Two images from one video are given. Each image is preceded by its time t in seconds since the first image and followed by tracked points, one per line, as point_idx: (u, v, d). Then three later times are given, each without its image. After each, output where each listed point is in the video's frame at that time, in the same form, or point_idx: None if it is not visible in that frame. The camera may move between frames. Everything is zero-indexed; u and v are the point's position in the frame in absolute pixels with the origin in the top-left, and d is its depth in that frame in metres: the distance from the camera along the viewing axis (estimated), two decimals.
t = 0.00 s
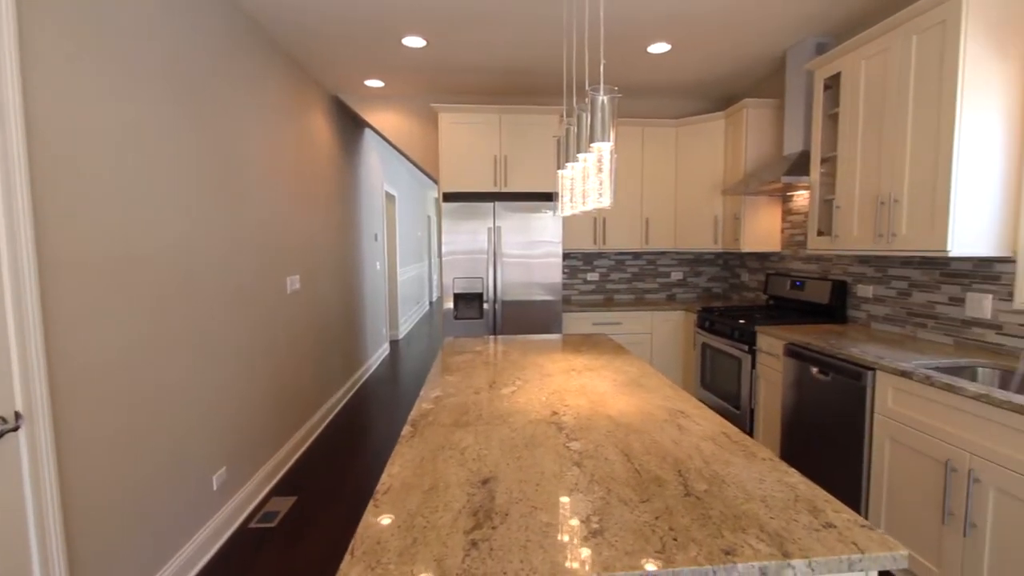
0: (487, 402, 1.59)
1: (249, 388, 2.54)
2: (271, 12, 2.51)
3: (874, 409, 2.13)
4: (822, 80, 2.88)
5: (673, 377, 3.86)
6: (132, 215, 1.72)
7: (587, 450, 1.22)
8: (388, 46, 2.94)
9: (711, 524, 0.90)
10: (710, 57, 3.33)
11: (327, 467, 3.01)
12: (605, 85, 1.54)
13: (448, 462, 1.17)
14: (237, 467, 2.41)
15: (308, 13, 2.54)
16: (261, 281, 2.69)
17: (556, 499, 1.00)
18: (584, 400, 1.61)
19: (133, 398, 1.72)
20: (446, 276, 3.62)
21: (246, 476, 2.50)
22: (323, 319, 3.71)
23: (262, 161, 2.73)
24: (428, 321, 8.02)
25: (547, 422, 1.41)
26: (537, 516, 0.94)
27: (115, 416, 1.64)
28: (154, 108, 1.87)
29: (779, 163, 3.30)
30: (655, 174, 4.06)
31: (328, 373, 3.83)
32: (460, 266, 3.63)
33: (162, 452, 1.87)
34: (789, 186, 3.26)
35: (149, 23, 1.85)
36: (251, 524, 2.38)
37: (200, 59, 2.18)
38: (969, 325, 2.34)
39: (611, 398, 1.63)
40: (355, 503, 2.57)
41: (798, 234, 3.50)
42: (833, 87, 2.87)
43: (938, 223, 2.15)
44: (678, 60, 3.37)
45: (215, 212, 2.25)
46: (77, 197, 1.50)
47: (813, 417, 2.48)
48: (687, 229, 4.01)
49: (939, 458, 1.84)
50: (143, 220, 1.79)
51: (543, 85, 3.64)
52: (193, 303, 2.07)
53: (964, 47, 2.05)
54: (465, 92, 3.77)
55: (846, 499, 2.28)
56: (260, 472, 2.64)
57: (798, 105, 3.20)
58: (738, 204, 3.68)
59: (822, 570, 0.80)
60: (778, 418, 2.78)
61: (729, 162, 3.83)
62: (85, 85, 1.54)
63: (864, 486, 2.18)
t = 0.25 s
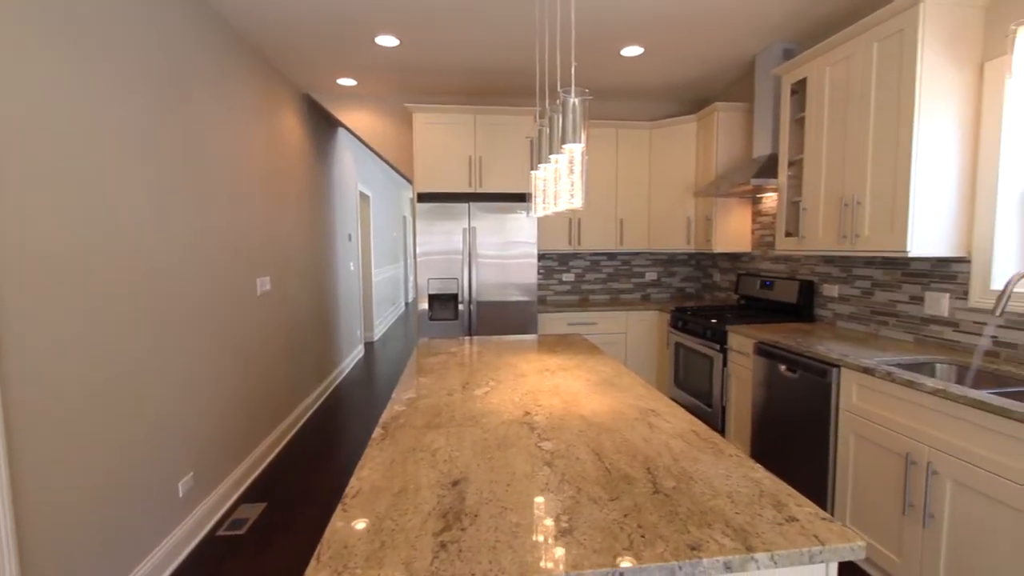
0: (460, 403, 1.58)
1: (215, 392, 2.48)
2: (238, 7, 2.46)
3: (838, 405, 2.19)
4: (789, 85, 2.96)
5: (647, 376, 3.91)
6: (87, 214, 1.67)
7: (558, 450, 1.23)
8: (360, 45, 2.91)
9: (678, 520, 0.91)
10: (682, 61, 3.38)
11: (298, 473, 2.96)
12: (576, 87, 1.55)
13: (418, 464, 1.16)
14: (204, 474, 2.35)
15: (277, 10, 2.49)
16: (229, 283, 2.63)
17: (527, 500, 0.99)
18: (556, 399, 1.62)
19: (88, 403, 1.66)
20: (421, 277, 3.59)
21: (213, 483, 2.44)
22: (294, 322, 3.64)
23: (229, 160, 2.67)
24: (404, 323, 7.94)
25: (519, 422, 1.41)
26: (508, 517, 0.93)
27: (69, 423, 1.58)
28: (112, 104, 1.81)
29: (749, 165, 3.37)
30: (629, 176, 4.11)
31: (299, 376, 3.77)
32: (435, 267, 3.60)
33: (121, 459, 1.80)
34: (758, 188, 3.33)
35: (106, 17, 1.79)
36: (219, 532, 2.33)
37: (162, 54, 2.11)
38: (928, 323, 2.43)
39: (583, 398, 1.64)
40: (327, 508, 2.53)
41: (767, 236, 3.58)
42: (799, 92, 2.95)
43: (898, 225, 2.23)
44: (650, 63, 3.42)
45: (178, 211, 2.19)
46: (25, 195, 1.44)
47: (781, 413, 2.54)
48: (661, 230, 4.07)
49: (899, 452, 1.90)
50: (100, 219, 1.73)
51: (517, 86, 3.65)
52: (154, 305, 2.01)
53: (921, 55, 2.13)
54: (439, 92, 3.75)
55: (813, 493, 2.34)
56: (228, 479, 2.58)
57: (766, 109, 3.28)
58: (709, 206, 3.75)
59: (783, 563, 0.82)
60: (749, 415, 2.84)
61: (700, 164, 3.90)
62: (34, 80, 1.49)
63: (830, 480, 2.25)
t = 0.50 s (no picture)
0: (433, 405, 1.57)
1: (181, 397, 2.41)
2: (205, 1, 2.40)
3: (805, 402, 2.25)
4: (757, 90, 3.03)
5: (622, 375, 3.95)
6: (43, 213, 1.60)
7: (531, 450, 1.23)
8: (333, 42, 2.87)
9: (647, 517, 0.93)
10: (654, 65, 3.43)
11: (269, 478, 2.90)
12: (548, 89, 1.57)
13: (389, 467, 1.15)
14: (169, 482, 2.28)
15: (246, 5, 2.44)
16: (195, 284, 2.56)
17: (498, 501, 0.99)
18: (530, 400, 1.62)
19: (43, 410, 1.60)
20: (396, 278, 3.56)
21: (179, 491, 2.37)
22: (264, 324, 3.56)
23: (196, 158, 2.60)
24: (379, 324, 7.86)
25: (492, 423, 1.41)
26: (479, 518, 0.93)
27: (22, 431, 1.52)
28: (71, 98, 1.75)
29: (720, 168, 3.43)
30: (604, 177, 4.15)
31: (270, 379, 3.69)
32: (410, 267, 3.57)
33: (76, 468, 1.73)
34: (729, 190, 3.40)
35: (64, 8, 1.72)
36: (185, 541, 2.26)
37: (123, 48, 2.04)
38: (889, 321, 2.51)
39: (557, 398, 1.64)
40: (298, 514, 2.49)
41: (738, 237, 3.66)
42: (767, 97, 3.02)
43: (860, 227, 2.31)
44: (624, 66, 3.46)
45: (142, 210, 2.13)
46: None
47: (751, 410, 2.60)
48: (635, 231, 4.11)
49: (862, 446, 1.97)
50: (57, 218, 1.66)
51: (492, 86, 3.65)
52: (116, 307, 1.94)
53: (881, 63, 2.20)
54: (414, 91, 3.72)
55: (781, 488, 2.40)
56: (195, 486, 2.51)
57: (736, 113, 3.35)
58: (682, 207, 3.80)
59: (748, 556, 0.84)
60: (720, 413, 2.90)
61: (673, 166, 3.95)
62: None
63: (798, 475, 2.30)
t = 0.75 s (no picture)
0: (407, 406, 1.56)
1: (147, 401, 2.34)
2: None
3: (775, 399, 2.30)
4: (730, 94, 3.08)
5: (599, 375, 3.98)
6: None
7: (505, 450, 1.23)
8: (306, 39, 2.83)
9: (618, 515, 0.93)
10: (630, 67, 3.47)
11: (240, 483, 2.83)
12: (523, 90, 1.56)
13: (361, 470, 1.13)
14: (133, 490, 2.21)
15: None
16: (162, 285, 2.49)
17: (471, 502, 0.99)
18: (505, 400, 1.62)
19: None
20: (372, 278, 3.52)
21: (144, 499, 2.30)
22: (235, 325, 3.48)
23: (163, 155, 2.52)
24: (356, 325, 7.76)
25: (467, 424, 1.41)
26: (451, 520, 0.92)
27: None
28: (30, 91, 1.68)
29: (694, 169, 3.48)
30: (581, 178, 4.17)
31: (242, 382, 3.61)
32: (386, 268, 3.53)
33: (33, 476, 1.67)
34: (703, 192, 3.46)
35: None
36: (150, 550, 2.20)
37: (84, 39, 1.98)
38: (855, 320, 2.59)
39: (532, 398, 1.65)
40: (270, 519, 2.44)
41: (711, 238, 3.72)
42: (740, 101, 3.07)
43: (828, 228, 2.37)
44: (600, 68, 3.49)
45: (106, 208, 2.06)
46: None
47: (724, 408, 2.65)
48: (612, 232, 4.15)
49: (829, 441, 2.02)
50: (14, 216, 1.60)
51: (469, 86, 3.64)
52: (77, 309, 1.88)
53: (847, 69, 2.27)
54: (390, 90, 3.69)
55: (753, 484, 2.45)
56: (161, 494, 2.44)
57: (710, 116, 3.41)
58: (658, 208, 3.84)
59: (717, 552, 0.85)
60: (695, 411, 2.94)
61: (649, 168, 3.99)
62: None
63: (769, 471, 2.35)
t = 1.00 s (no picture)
0: (382, 408, 1.54)
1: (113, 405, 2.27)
2: None
3: (749, 397, 2.34)
4: (706, 97, 3.13)
5: (578, 374, 4.00)
6: None
7: (480, 451, 1.23)
8: (281, 35, 2.78)
9: (592, 514, 0.94)
10: (608, 69, 3.50)
11: (211, 489, 2.77)
12: (500, 89, 1.55)
13: (334, 473, 1.11)
14: (98, 498, 2.15)
15: None
16: (130, 285, 2.42)
17: (446, 503, 0.98)
18: (482, 400, 1.62)
19: None
20: (349, 279, 3.47)
21: (110, 507, 2.24)
22: (207, 327, 3.40)
23: (131, 151, 2.46)
24: (333, 326, 7.65)
25: (443, 425, 1.40)
26: (424, 522, 0.92)
27: None
28: None
29: (671, 171, 3.53)
30: (560, 178, 4.19)
31: (214, 385, 3.53)
32: (364, 268, 3.49)
33: None
34: (680, 193, 3.50)
35: None
36: (116, 559, 2.14)
37: (45, 31, 1.91)
38: (826, 319, 2.65)
39: (509, 398, 1.65)
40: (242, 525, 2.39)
41: (688, 239, 3.77)
42: (715, 104, 3.12)
43: (800, 229, 2.42)
44: (578, 69, 3.51)
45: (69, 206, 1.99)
46: None
47: (700, 406, 2.68)
48: (591, 232, 4.17)
49: (801, 438, 2.06)
50: None
51: (447, 85, 3.63)
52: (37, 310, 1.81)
53: (818, 74, 2.32)
54: (367, 87, 3.65)
55: (728, 480, 2.49)
56: (128, 501, 2.37)
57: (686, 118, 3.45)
58: (636, 209, 3.88)
59: (688, 548, 0.86)
60: (672, 410, 2.98)
61: (627, 168, 4.03)
62: None
63: (743, 467, 2.40)
